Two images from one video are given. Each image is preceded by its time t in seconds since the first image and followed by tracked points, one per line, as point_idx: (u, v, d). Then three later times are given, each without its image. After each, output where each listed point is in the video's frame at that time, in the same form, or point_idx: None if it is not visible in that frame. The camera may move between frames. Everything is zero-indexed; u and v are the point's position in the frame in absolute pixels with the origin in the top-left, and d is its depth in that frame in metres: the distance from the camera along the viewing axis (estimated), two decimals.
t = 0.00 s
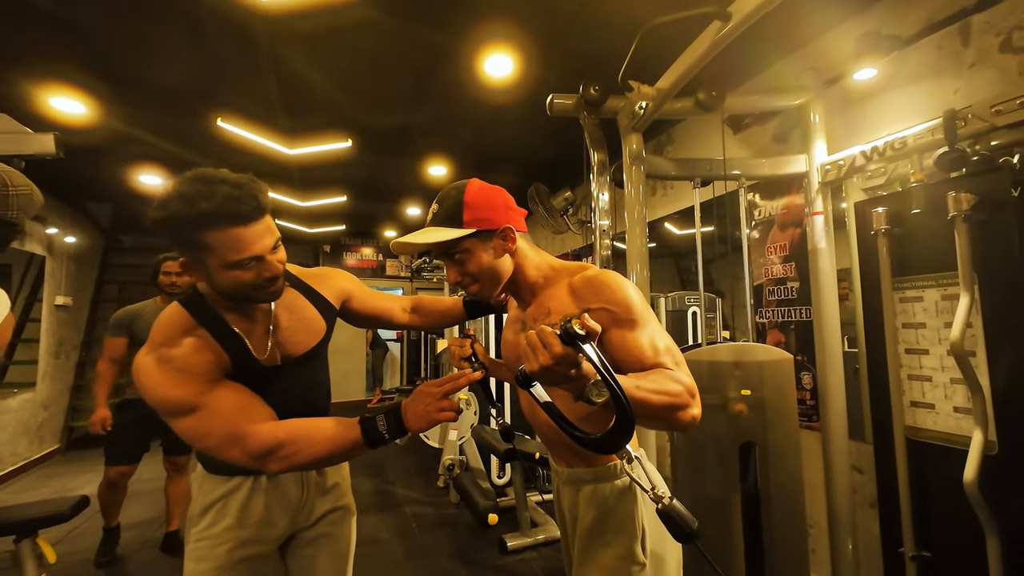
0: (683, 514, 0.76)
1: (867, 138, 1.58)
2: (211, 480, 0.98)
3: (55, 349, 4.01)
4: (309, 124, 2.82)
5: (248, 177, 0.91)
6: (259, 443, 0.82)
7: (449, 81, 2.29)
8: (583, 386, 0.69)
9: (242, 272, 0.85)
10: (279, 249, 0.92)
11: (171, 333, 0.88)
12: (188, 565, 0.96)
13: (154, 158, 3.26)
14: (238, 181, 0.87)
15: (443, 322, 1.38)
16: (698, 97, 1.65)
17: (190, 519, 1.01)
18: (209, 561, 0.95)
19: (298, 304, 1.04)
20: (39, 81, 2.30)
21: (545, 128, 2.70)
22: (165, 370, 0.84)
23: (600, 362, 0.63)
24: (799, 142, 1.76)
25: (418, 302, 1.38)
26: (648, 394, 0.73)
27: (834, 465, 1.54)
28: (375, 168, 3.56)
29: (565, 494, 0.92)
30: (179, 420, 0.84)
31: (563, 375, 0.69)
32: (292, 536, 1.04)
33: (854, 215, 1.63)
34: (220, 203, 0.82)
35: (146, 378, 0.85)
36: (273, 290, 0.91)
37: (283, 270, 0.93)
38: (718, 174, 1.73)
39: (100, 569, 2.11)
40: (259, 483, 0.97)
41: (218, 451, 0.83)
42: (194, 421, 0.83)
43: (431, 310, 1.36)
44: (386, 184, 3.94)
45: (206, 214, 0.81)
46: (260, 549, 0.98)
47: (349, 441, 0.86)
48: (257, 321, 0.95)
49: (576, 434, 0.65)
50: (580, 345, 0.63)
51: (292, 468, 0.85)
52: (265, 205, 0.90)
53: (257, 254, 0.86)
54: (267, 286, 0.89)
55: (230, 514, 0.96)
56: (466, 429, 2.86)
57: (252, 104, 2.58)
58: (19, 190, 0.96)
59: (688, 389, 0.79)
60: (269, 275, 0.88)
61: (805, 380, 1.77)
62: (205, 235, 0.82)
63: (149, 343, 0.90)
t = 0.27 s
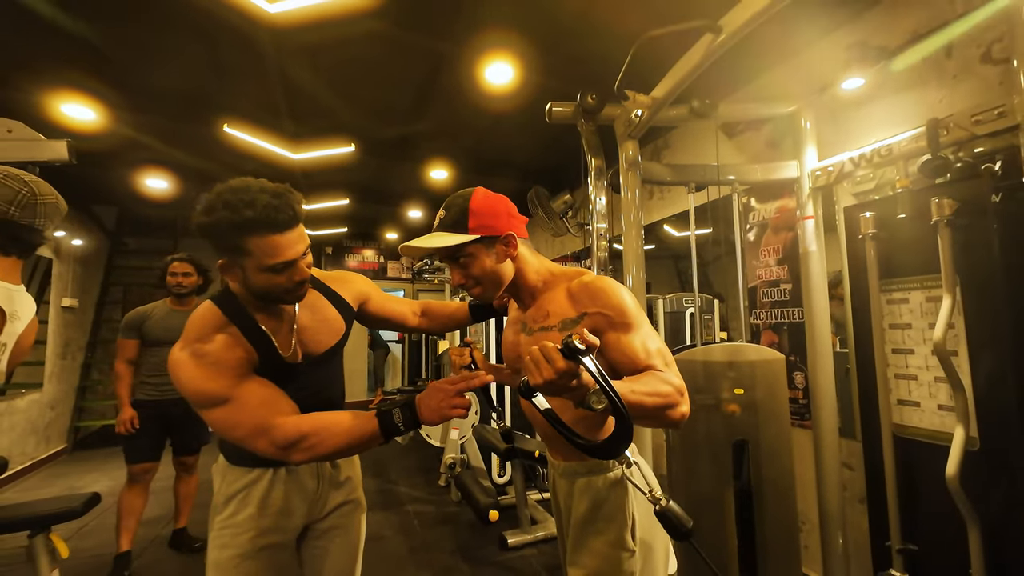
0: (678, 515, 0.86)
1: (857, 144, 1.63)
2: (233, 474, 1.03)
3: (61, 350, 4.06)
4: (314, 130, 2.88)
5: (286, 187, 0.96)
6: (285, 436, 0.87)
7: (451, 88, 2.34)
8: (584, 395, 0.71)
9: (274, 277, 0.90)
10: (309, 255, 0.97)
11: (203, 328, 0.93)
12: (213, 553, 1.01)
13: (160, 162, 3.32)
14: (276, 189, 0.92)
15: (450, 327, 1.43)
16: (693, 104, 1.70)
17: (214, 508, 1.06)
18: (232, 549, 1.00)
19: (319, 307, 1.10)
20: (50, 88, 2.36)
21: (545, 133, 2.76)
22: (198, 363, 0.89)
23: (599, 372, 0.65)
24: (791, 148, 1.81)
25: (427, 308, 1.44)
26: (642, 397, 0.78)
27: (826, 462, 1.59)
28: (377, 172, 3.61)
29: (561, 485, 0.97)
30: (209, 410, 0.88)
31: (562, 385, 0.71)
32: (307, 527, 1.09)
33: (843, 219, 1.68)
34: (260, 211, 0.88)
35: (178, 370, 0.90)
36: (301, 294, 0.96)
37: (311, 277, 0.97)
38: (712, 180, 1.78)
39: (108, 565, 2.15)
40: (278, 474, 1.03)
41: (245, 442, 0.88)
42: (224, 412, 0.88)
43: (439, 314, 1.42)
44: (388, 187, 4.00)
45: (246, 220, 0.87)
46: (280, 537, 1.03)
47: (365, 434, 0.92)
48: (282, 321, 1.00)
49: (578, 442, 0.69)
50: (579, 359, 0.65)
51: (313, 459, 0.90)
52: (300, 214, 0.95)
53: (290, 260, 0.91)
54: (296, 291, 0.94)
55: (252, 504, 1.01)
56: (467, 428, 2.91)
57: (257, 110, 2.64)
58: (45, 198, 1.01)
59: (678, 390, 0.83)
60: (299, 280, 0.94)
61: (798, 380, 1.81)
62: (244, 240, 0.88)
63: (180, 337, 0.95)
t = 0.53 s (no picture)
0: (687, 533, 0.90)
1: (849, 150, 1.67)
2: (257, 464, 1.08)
3: (67, 350, 4.11)
4: (318, 133, 2.92)
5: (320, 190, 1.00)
6: (292, 446, 0.92)
7: (453, 93, 2.39)
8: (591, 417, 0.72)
9: (305, 275, 0.94)
10: (337, 256, 1.00)
11: (239, 321, 0.99)
12: (239, 541, 1.05)
13: (166, 165, 3.37)
14: (313, 193, 0.97)
15: (464, 331, 1.49)
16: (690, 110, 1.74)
17: (239, 499, 1.11)
18: (256, 537, 1.05)
19: (344, 308, 1.14)
20: (60, 94, 2.41)
21: (545, 137, 2.80)
22: (230, 356, 0.94)
23: (602, 394, 0.68)
24: (786, 152, 1.85)
25: (441, 312, 1.48)
26: (643, 402, 0.80)
27: (820, 459, 1.63)
28: (379, 175, 3.66)
29: (561, 480, 1.03)
30: (233, 402, 0.93)
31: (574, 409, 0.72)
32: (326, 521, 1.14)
33: (837, 222, 1.72)
34: (295, 213, 0.92)
35: (213, 359, 0.95)
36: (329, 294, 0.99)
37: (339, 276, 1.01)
38: (708, 183, 1.82)
39: (117, 561, 2.20)
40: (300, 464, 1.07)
41: (261, 441, 0.93)
42: (246, 409, 0.93)
43: (452, 320, 1.47)
44: (390, 189, 4.04)
45: (282, 221, 0.91)
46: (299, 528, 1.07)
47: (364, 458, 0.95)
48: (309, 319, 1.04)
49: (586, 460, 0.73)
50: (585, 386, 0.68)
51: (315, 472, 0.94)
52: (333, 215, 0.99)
53: (320, 259, 0.95)
54: (324, 291, 0.98)
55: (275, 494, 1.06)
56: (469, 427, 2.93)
57: (263, 114, 2.68)
58: (67, 204, 1.05)
59: (676, 389, 0.87)
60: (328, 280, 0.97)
61: (793, 379, 1.85)
62: (279, 239, 0.92)
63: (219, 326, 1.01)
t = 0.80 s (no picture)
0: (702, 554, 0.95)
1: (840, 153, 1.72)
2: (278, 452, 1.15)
3: (75, 348, 4.18)
4: (323, 135, 2.98)
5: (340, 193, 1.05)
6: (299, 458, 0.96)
7: (456, 97, 2.45)
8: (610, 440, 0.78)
9: (326, 275, 1.00)
10: (356, 257, 1.06)
11: (266, 323, 1.03)
12: (260, 523, 1.12)
13: (173, 166, 3.43)
14: (336, 196, 1.02)
15: (473, 331, 1.56)
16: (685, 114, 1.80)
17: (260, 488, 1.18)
18: (278, 519, 1.11)
19: (363, 306, 1.20)
20: (72, 97, 2.47)
21: (545, 140, 2.86)
22: (257, 359, 0.98)
23: (619, 418, 0.74)
24: (780, 155, 1.91)
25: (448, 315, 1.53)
26: (647, 404, 0.85)
27: (811, 453, 1.69)
28: (383, 176, 3.72)
29: (560, 467, 1.10)
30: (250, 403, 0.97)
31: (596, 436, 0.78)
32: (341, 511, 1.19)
33: (828, 223, 1.77)
34: (320, 216, 0.97)
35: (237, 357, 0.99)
36: (348, 293, 1.05)
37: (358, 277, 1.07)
38: (704, 185, 1.88)
39: (130, 551, 2.26)
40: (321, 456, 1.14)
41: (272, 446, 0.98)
42: (262, 412, 0.97)
43: (460, 321, 1.53)
44: (392, 190, 4.11)
45: (307, 223, 0.97)
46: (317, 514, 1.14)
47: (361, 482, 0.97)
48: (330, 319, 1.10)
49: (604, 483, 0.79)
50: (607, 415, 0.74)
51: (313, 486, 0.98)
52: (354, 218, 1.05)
53: (341, 260, 1.00)
54: (343, 292, 1.04)
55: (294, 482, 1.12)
56: (471, 424, 2.94)
57: (269, 116, 2.74)
58: (91, 206, 1.11)
59: (672, 385, 0.93)
60: (348, 280, 1.03)
61: (787, 375, 1.90)
62: (304, 240, 0.98)
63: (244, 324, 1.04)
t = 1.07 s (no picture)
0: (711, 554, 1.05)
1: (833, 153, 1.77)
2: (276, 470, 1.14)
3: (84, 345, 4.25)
4: (328, 136, 3.03)
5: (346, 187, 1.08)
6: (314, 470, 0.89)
7: (458, 98, 2.49)
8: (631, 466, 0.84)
9: (333, 273, 1.03)
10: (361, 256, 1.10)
11: (270, 329, 1.00)
12: (267, 534, 1.13)
13: (180, 166, 3.49)
14: (344, 193, 1.05)
15: (462, 323, 1.62)
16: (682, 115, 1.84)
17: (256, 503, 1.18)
18: (286, 529, 1.13)
19: (363, 306, 1.25)
20: (83, 98, 2.52)
21: (546, 140, 2.91)
22: (264, 363, 0.94)
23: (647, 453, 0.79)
24: (775, 155, 1.95)
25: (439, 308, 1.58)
26: (651, 403, 0.91)
27: (804, 446, 1.74)
28: (386, 175, 3.77)
29: (559, 453, 1.15)
30: (259, 412, 0.92)
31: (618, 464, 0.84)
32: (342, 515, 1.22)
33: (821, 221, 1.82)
34: (330, 212, 1.00)
35: (241, 364, 0.94)
36: (349, 292, 1.09)
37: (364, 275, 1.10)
38: (701, 185, 1.92)
39: (141, 541, 2.33)
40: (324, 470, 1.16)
41: (281, 459, 0.91)
42: (271, 422, 0.91)
43: (451, 315, 1.59)
44: (395, 189, 4.16)
45: (317, 219, 0.99)
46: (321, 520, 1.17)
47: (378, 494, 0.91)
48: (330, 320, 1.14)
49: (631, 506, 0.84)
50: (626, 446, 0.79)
51: (329, 499, 0.91)
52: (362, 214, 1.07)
53: (350, 257, 1.04)
54: (349, 288, 1.08)
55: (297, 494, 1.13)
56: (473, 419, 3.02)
57: (275, 117, 2.79)
58: (111, 205, 1.16)
59: (666, 378, 0.98)
60: (352, 277, 1.07)
61: (781, 371, 1.95)
62: (311, 237, 1.00)
63: (243, 331, 1.00)
